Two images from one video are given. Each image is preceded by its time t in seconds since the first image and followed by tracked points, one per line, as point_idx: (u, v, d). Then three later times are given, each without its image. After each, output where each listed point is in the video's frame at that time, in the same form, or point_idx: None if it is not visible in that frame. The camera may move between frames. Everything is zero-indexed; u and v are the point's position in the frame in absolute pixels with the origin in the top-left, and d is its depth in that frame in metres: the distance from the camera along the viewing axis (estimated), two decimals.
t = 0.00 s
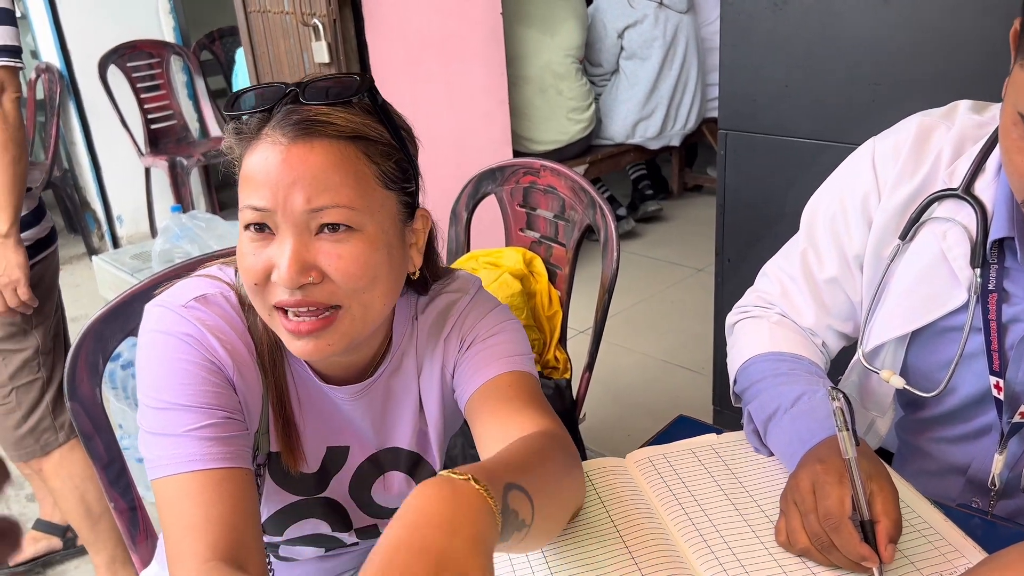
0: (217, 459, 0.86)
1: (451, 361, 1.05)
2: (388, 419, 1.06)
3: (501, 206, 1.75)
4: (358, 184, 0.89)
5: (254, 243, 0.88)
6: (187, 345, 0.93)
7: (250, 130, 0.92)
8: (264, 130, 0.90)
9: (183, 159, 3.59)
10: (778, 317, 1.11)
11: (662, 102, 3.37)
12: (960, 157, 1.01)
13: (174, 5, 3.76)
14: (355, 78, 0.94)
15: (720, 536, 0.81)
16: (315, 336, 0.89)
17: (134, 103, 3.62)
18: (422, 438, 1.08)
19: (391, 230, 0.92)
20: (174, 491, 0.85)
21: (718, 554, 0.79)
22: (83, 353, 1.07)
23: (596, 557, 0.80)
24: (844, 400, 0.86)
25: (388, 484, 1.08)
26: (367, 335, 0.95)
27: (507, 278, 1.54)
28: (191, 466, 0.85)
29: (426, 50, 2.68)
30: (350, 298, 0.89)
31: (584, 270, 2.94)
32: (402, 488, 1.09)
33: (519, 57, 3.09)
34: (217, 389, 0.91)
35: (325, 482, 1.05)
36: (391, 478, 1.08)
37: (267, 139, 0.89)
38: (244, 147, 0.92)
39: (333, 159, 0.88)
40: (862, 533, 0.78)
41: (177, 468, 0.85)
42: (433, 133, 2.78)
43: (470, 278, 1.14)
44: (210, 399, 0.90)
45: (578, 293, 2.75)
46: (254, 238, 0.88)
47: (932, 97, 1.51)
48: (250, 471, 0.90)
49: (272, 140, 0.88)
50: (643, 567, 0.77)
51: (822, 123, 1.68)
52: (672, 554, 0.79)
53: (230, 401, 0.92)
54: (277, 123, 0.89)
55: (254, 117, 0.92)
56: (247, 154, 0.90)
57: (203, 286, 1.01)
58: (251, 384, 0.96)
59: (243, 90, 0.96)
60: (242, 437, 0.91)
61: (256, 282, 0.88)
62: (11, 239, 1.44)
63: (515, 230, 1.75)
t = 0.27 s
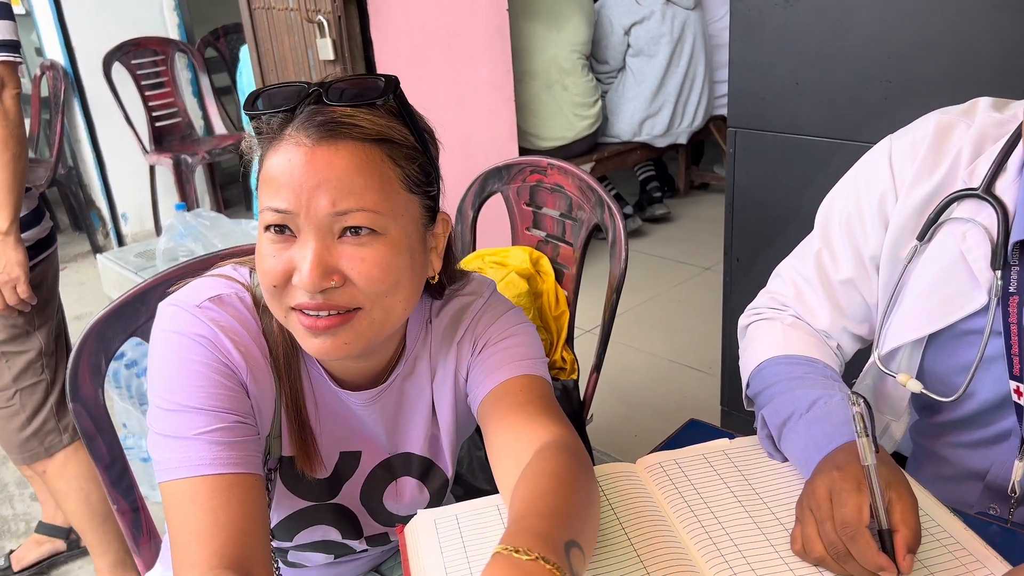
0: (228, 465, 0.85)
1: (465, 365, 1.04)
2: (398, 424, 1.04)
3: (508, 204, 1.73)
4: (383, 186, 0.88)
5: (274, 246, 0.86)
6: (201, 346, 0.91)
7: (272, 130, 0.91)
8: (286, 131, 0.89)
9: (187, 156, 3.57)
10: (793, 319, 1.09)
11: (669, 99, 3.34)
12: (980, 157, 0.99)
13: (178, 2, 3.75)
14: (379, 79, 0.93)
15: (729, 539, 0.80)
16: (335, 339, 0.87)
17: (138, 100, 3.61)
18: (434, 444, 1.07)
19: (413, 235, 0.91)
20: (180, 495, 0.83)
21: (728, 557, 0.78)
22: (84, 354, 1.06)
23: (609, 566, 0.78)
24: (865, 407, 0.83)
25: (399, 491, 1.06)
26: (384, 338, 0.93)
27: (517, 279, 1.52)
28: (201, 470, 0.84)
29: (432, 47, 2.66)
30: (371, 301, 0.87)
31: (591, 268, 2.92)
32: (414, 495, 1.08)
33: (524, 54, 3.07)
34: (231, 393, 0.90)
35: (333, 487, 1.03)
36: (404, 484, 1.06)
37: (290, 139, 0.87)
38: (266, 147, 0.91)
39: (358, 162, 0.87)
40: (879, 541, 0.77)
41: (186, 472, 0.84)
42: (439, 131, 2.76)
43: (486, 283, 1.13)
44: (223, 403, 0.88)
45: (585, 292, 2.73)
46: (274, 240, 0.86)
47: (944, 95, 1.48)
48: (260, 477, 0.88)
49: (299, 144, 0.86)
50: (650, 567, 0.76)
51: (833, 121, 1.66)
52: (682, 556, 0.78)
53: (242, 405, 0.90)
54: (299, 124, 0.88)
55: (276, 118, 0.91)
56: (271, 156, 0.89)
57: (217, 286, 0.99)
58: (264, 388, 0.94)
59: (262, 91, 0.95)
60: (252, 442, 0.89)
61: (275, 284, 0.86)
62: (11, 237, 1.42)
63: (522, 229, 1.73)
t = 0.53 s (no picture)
0: (228, 463, 0.84)
1: (466, 365, 1.04)
2: (399, 424, 1.04)
3: (510, 201, 1.72)
4: (388, 183, 0.87)
5: (278, 244, 0.85)
6: (201, 343, 0.90)
7: (275, 127, 0.90)
8: (291, 127, 0.88)
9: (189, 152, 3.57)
10: (798, 318, 1.08)
11: (672, 96, 3.33)
12: (988, 154, 0.98)
13: None
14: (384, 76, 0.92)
15: (734, 540, 0.79)
16: (339, 336, 0.86)
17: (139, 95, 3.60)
18: (435, 444, 1.06)
19: (418, 233, 0.90)
20: (180, 493, 0.83)
21: (733, 558, 0.77)
22: (86, 351, 1.05)
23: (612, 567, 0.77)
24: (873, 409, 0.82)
25: (401, 492, 1.06)
26: (387, 337, 0.92)
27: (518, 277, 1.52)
28: (201, 469, 0.83)
29: (435, 44, 2.65)
30: (375, 300, 0.86)
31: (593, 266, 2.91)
32: (414, 495, 1.07)
33: (527, 51, 3.06)
34: (231, 391, 0.89)
35: (335, 486, 1.02)
36: (404, 484, 1.06)
37: (295, 136, 0.87)
38: (270, 144, 0.90)
39: (362, 158, 0.86)
40: (886, 544, 0.76)
41: (186, 471, 0.83)
42: (441, 127, 2.76)
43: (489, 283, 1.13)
44: (224, 401, 0.88)
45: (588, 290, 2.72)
46: (278, 237, 0.85)
47: (949, 92, 1.48)
48: (260, 475, 0.88)
49: (303, 140, 0.86)
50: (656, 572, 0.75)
51: (838, 118, 1.65)
52: (686, 557, 0.77)
53: (243, 403, 0.90)
54: (304, 121, 0.87)
55: (281, 114, 0.90)
56: (275, 152, 0.88)
57: (218, 283, 0.98)
58: (265, 386, 0.94)
59: (267, 86, 0.94)
60: (252, 441, 0.88)
61: (279, 283, 0.85)
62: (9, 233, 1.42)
63: (524, 226, 1.72)
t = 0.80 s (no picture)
0: (225, 459, 0.85)
1: (465, 363, 1.04)
2: (397, 421, 1.04)
3: (509, 199, 1.73)
4: (389, 182, 0.88)
5: (278, 241, 0.86)
6: (200, 339, 0.91)
7: (276, 125, 0.91)
8: (292, 126, 0.88)
9: (188, 148, 3.56)
10: (795, 317, 1.08)
11: (671, 95, 3.34)
12: (984, 155, 0.98)
13: None
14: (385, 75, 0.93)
15: (728, 538, 0.80)
16: (338, 334, 0.86)
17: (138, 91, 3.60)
18: (433, 442, 1.07)
19: (418, 231, 0.91)
20: (177, 488, 0.83)
21: (726, 555, 0.77)
22: (84, 346, 1.05)
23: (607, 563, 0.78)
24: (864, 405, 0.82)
25: (398, 489, 1.06)
26: (385, 335, 0.93)
27: (516, 275, 1.52)
28: (198, 465, 0.84)
29: (434, 41, 2.65)
30: (375, 298, 0.87)
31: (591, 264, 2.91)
32: (411, 491, 1.08)
33: (527, 49, 3.06)
34: (230, 387, 0.90)
35: (332, 482, 1.03)
36: (401, 481, 1.06)
37: (295, 135, 0.87)
38: (270, 141, 0.91)
39: (363, 156, 0.86)
40: (872, 538, 0.76)
41: (183, 466, 0.84)
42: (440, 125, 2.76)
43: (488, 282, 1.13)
44: (222, 397, 0.88)
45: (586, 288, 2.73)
46: (278, 235, 0.86)
47: (946, 92, 1.48)
48: (257, 471, 0.88)
49: (305, 138, 0.86)
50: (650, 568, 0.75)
51: (835, 118, 1.65)
52: (679, 553, 0.78)
53: (241, 399, 0.90)
54: (305, 120, 0.88)
55: (282, 112, 0.91)
56: (276, 149, 0.89)
57: (217, 280, 0.99)
58: (263, 382, 0.94)
59: (268, 84, 0.95)
60: (250, 437, 0.89)
61: (280, 280, 0.86)
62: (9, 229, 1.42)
63: (523, 224, 1.73)
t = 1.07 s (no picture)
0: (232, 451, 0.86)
1: (467, 359, 1.06)
2: (400, 416, 1.06)
3: (509, 199, 1.74)
4: (395, 179, 0.89)
5: (287, 236, 0.87)
6: (208, 333, 0.92)
7: (285, 123, 0.92)
8: (301, 124, 0.90)
9: (186, 147, 3.58)
10: (794, 315, 1.10)
11: (669, 97, 3.36)
12: (979, 155, 1.00)
13: None
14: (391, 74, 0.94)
15: (727, 531, 0.82)
16: (346, 329, 0.88)
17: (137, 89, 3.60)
18: (435, 436, 1.08)
19: (423, 227, 0.93)
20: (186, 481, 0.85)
21: (725, 548, 0.79)
22: (89, 340, 1.07)
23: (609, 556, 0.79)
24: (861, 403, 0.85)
25: (401, 483, 1.08)
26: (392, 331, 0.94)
27: (517, 273, 1.53)
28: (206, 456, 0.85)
29: (434, 41, 2.66)
30: (382, 293, 0.88)
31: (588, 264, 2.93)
32: (414, 486, 1.09)
33: (525, 50, 3.08)
34: (237, 380, 0.91)
35: (336, 475, 1.05)
36: (404, 475, 1.08)
37: (304, 132, 0.89)
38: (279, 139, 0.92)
39: (370, 154, 0.88)
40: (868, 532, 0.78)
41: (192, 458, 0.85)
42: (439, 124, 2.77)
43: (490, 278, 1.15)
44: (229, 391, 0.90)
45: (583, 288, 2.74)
46: (287, 231, 0.87)
47: (941, 95, 1.51)
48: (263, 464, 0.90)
49: (314, 136, 0.88)
50: (652, 563, 0.77)
51: (831, 120, 1.67)
52: (679, 545, 0.80)
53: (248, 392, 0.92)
54: (314, 118, 0.89)
55: (291, 110, 0.92)
56: (286, 147, 0.90)
57: (224, 276, 1.00)
58: (270, 377, 0.96)
59: (277, 83, 0.96)
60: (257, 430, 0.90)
61: (288, 275, 0.87)
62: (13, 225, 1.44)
63: (522, 224, 1.75)
